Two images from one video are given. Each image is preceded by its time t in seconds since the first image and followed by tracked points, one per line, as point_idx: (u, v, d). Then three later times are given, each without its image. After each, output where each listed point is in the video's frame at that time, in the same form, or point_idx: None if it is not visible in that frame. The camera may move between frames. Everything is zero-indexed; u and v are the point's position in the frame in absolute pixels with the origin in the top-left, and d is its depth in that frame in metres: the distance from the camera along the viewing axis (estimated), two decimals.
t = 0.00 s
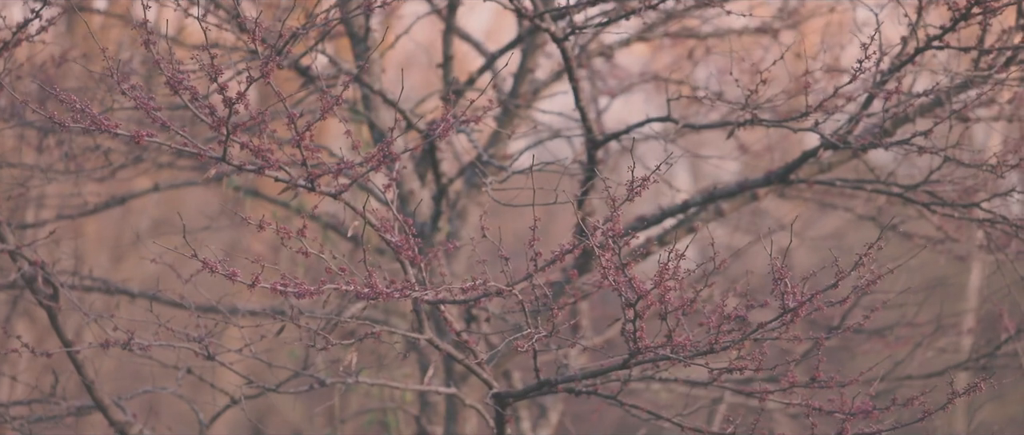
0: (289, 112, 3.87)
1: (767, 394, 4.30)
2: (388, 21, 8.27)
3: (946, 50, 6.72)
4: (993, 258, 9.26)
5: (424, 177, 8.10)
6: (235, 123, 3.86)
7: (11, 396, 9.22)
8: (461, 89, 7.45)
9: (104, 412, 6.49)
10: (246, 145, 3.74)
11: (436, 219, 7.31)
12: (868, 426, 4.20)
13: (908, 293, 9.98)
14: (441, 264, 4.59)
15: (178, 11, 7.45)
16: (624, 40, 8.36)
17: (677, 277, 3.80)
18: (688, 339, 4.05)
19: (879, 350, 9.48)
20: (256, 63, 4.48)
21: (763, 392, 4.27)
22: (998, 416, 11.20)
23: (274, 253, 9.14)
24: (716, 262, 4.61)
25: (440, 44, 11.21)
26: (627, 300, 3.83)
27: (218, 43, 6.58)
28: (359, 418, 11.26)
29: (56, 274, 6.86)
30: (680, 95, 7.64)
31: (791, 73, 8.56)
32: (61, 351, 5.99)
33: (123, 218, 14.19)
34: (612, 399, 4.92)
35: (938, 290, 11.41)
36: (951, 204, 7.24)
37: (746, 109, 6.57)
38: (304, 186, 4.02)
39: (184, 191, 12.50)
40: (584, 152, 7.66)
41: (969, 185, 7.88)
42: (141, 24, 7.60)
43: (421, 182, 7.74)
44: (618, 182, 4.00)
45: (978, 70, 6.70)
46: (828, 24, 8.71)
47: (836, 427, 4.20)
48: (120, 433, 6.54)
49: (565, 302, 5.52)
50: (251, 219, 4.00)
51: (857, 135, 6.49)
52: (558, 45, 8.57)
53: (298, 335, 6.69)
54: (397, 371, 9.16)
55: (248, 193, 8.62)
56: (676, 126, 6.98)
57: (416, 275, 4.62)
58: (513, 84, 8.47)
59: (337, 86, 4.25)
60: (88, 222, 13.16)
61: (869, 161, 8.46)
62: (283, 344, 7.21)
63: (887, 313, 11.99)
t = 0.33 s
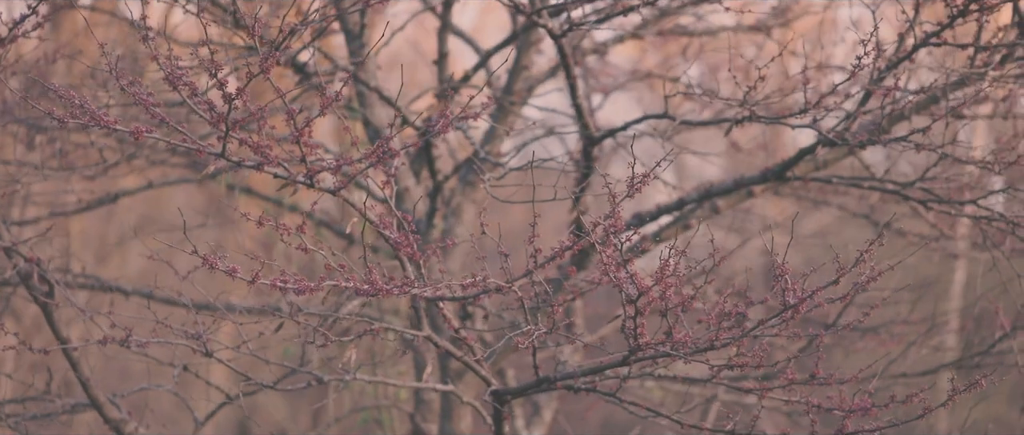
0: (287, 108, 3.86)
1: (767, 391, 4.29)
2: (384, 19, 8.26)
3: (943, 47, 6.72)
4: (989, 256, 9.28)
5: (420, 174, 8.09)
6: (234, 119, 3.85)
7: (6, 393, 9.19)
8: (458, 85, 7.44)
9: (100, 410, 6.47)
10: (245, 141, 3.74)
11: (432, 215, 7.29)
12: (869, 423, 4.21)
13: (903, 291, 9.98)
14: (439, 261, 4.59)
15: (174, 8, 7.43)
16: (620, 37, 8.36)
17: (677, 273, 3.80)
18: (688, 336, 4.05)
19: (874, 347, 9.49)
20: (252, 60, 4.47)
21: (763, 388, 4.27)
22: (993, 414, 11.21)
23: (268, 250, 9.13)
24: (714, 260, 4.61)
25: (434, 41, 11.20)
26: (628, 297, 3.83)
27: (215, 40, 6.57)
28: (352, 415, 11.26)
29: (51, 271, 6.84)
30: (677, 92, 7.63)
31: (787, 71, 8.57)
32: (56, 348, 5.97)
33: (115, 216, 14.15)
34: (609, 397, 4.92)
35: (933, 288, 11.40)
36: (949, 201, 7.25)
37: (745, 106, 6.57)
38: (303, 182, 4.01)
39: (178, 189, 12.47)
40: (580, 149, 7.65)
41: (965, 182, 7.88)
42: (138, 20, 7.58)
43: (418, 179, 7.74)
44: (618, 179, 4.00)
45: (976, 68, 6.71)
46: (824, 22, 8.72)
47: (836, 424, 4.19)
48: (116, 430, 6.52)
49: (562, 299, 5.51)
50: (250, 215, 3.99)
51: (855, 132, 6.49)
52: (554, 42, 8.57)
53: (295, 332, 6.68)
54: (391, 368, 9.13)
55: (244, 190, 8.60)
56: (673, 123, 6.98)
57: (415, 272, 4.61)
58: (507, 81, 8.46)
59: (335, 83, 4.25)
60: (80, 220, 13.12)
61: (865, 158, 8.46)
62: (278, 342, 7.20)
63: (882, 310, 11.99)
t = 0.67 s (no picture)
0: (287, 105, 3.85)
1: (766, 389, 4.30)
2: (380, 16, 8.24)
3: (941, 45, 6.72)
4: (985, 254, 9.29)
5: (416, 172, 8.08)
6: (234, 115, 3.83)
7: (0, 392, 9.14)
8: (456, 82, 7.44)
9: (95, 408, 6.46)
10: (245, 138, 3.72)
11: (429, 214, 7.28)
12: (869, 420, 4.21)
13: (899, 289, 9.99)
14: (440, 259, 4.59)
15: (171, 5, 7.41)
16: (615, 36, 8.35)
17: (678, 271, 3.80)
18: (688, 334, 4.05)
19: (870, 345, 9.49)
20: (250, 58, 4.47)
21: (762, 387, 4.27)
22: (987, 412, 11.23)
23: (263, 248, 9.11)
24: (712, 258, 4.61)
25: (427, 39, 11.18)
26: (629, 294, 3.82)
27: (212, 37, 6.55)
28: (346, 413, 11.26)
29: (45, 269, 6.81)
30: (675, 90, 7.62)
31: (784, 69, 8.56)
32: (51, 346, 5.94)
33: (108, 213, 14.08)
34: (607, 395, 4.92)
35: (928, 286, 11.42)
36: (948, 200, 7.26)
37: (743, 103, 6.57)
38: (302, 180, 4.00)
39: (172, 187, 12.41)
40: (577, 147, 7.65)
41: (961, 180, 7.89)
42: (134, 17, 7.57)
43: (416, 177, 7.73)
44: (619, 176, 4.00)
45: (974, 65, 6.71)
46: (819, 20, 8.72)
47: (835, 422, 4.20)
48: (111, 428, 6.52)
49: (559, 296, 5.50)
50: (250, 213, 3.99)
51: (854, 131, 6.48)
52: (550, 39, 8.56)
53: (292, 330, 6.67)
54: (386, 367, 9.11)
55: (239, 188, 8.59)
56: (672, 121, 6.98)
57: (414, 270, 4.60)
58: (502, 78, 8.45)
59: (335, 80, 4.25)
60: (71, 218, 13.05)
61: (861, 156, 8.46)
62: (274, 340, 7.18)
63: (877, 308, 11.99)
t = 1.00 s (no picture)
0: (285, 103, 3.84)
1: (763, 387, 4.29)
2: (373, 14, 8.22)
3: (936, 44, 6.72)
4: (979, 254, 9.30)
5: (410, 170, 8.07)
6: (232, 114, 3.82)
7: None
8: (452, 81, 7.43)
9: (89, 406, 6.44)
10: (243, 135, 3.71)
11: (423, 212, 7.26)
12: (868, 419, 4.21)
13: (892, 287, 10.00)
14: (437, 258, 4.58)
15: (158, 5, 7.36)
16: (609, 34, 8.33)
17: (677, 269, 3.80)
18: (687, 332, 4.05)
19: (863, 343, 9.50)
20: (244, 55, 4.46)
21: (759, 386, 4.27)
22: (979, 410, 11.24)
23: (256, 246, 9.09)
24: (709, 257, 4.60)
25: (420, 37, 11.14)
26: (628, 293, 3.82)
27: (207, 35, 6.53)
28: (338, 412, 11.25)
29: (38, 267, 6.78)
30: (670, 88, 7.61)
31: (778, 68, 8.56)
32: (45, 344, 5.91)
33: (100, 210, 14.00)
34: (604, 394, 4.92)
35: (920, 285, 11.42)
36: (943, 199, 7.26)
37: (740, 102, 6.57)
38: (300, 178, 3.99)
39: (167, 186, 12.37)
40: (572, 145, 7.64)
41: (955, 180, 7.90)
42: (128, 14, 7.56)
43: (410, 175, 7.72)
44: (617, 175, 4.00)
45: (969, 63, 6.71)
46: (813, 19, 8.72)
47: (832, 421, 4.19)
48: (104, 427, 6.50)
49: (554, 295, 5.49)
50: (247, 210, 3.97)
51: (851, 129, 6.49)
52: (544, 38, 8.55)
53: (286, 328, 6.66)
54: (378, 365, 9.09)
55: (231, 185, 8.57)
56: (668, 120, 6.98)
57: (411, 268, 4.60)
58: (495, 77, 8.43)
59: (332, 78, 4.24)
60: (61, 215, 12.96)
61: (856, 155, 8.47)
62: (268, 337, 7.15)
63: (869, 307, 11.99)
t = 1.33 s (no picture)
0: (283, 102, 3.83)
1: (761, 388, 4.30)
2: (366, 13, 8.19)
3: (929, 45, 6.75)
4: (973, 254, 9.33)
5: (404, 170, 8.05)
6: (230, 113, 3.80)
7: None
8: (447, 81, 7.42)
9: (82, 407, 6.41)
10: (242, 135, 3.70)
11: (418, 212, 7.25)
12: (866, 420, 4.22)
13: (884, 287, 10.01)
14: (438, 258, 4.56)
15: None
16: (602, 33, 8.31)
17: (678, 270, 3.80)
18: (687, 333, 4.05)
19: (856, 343, 9.50)
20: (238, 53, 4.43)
21: (757, 387, 4.28)
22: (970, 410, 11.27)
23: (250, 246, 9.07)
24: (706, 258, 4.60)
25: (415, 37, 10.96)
26: (628, 293, 3.81)
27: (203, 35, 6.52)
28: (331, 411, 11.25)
29: (31, 267, 6.73)
30: (665, 88, 7.62)
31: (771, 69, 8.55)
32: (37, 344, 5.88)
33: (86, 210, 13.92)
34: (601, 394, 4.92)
35: (911, 285, 11.45)
36: (938, 199, 7.28)
37: (736, 102, 6.58)
38: (298, 178, 3.98)
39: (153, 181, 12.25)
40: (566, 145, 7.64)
41: (948, 180, 7.91)
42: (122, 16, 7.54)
43: (405, 175, 7.71)
44: (616, 174, 4.00)
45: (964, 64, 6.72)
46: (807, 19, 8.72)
47: (831, 422, 4.20)
48: (98, 427, 6.48)
49: (548, 295, 5.48)
50: (246, 210, 3.96)
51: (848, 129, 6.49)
52: (536, 37, 8.53)
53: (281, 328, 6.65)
54: (370, 366, 9.07)
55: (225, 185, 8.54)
56: (664, 120, 6.98)
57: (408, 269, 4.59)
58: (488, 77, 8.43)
59: (330, 78, 4.22)
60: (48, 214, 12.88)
61: (848, 155, 8.47)
62: (261, 337, 7.13)
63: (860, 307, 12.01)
